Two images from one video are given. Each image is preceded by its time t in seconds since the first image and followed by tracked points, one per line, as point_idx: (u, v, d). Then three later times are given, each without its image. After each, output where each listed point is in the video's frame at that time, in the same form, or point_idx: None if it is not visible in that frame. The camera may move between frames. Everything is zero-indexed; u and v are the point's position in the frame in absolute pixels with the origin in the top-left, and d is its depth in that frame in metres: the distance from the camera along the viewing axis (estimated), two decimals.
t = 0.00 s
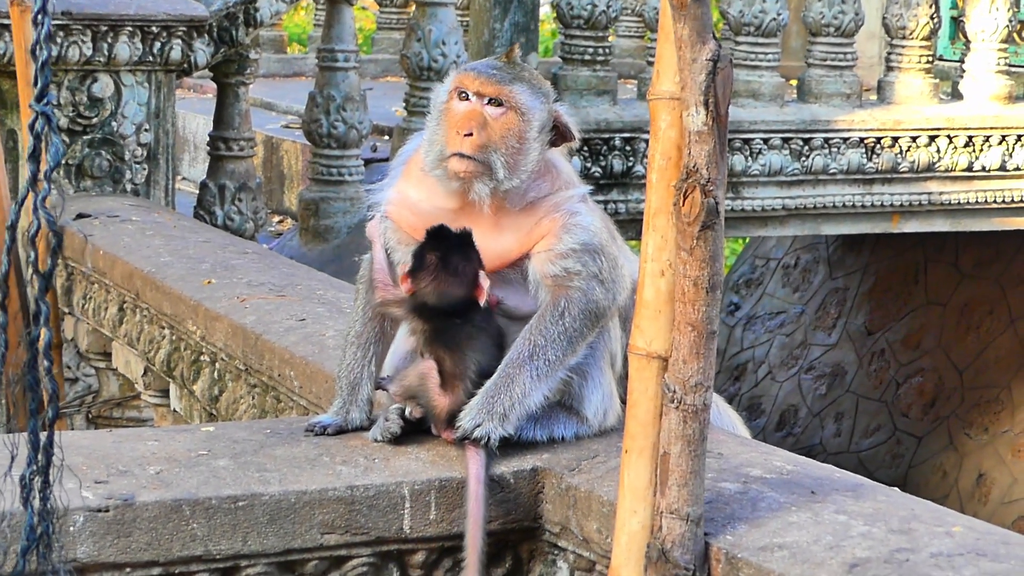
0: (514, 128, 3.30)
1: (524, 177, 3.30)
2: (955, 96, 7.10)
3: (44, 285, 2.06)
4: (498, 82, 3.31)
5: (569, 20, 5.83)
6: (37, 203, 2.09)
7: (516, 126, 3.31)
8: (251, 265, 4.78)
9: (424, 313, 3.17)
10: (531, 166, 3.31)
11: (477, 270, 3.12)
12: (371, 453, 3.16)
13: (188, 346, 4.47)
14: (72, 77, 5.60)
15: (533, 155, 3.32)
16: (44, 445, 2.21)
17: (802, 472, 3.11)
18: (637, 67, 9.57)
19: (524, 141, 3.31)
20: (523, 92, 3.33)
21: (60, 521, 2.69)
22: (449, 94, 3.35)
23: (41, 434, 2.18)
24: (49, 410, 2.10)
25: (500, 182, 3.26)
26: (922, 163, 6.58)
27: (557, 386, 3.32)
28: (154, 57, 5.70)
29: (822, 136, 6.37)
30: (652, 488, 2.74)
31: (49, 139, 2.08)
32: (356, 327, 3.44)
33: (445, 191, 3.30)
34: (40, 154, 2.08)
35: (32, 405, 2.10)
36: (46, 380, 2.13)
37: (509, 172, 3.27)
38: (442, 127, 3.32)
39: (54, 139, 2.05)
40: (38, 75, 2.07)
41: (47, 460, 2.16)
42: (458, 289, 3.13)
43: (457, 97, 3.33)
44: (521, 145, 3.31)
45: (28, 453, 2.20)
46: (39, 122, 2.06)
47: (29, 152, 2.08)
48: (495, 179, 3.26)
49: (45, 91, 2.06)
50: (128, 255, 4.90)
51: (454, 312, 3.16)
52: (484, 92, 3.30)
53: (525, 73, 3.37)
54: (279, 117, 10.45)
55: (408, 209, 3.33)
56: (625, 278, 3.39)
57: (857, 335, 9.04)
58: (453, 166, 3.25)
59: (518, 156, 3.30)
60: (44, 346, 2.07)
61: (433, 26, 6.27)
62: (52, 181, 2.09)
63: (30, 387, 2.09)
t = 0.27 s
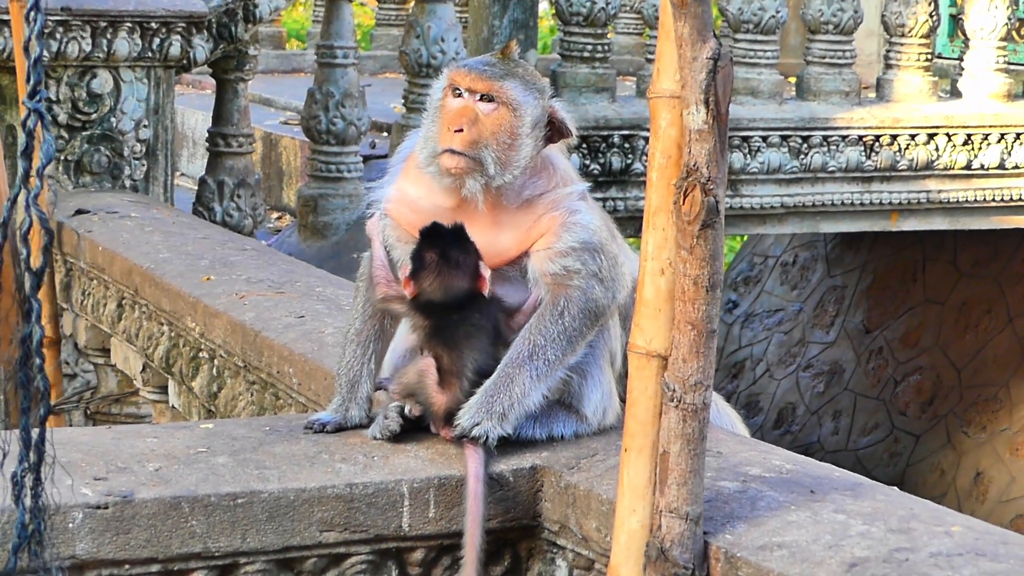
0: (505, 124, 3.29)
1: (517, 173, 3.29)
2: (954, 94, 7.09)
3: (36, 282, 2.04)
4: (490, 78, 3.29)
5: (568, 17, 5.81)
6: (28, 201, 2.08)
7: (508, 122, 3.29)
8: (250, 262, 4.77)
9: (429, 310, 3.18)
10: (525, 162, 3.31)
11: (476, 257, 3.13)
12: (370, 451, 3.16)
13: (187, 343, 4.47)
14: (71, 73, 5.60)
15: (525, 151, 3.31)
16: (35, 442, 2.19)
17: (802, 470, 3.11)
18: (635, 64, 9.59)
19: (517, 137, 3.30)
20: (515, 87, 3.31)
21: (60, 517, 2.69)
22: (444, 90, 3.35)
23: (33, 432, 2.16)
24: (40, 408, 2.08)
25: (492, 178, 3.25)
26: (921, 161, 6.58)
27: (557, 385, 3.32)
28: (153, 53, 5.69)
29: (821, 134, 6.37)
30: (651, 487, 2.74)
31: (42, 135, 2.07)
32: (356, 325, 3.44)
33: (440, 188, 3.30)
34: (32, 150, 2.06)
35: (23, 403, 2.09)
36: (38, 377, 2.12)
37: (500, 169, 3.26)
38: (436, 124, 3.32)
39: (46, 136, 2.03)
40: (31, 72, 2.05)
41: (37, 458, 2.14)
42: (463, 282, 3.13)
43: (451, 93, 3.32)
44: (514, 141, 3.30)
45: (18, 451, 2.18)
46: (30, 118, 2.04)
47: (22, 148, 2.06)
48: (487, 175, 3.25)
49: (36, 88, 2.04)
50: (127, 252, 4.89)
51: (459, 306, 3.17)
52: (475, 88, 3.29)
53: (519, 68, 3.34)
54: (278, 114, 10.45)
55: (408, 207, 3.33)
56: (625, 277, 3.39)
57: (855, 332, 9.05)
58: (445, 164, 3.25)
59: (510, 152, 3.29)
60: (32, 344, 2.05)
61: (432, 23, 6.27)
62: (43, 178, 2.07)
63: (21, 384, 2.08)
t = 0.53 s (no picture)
0: (493, 122, 3.31)
1: (504, 170, 3.29)
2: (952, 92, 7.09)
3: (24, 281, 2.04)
4: (477, 77, 3.32)
5: (567, 15, 5.81)
6: (17, 198, 2.08)
7: (496, 119, 3.31)
8: (248, 260, 4.77)
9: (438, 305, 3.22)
10: (516, 160, 3.32)
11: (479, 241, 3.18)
12: (368, 448, 3.16)
13: (185, 341, 4.47)
14: (69, 70, 5.60)
15: (514, 149, 3.32)
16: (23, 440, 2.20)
17: (799, 469, 3.11)
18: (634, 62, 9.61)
19: (504, 134, 3.31)
20: (502, 85, 3.33)
21: (56, 515, 2.69)
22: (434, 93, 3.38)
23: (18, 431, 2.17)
24: (25, 408, 2.09)
25: (478, 175, 3.26)
26: (919, 159, 6.59)
27: (555, 383, 3.32)
28: (151, 51, 5.69)
29: (819, 132, 6.37)
30: (649, 485, 2.74)
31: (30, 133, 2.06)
32: (354, 323, 3.44)
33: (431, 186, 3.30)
34: (21, 149, 2.05)
35: (10, 401, 2.09)
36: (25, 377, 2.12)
37: (487, 166, 3.27)
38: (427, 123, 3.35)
39: (36, 135, 2.02)
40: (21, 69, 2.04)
41: (23, 457, 2.14)
42: (472, 271, 3.18)
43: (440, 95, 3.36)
44: (502, 139, 3.31)
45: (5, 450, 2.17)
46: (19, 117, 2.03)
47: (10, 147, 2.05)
48: (473, 172, 3.26)
49: (26, 86, 2.03)
50: (125, 249, 4.89)
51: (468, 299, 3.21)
52: (463, 86, 3.32)
53: (508, 67, 3.37)
54: (276, 111, 10.45)
55: (405, 204, 3.32)
56: (624, 275, 3.39)
57: (853, 330, 9.05)
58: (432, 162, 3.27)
59: (497, 150, 3.30)
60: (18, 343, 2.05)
61: (430, 21, 6.27)
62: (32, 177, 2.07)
63: (8, 383, 2.08)
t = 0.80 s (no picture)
0: (483, 122, 3.31)
1: (494, 170, 3.29)
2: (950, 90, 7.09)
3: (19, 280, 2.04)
4: (467, 77, 3.32)
5: (566, 13, 5.80)
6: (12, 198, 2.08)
7: (486, 119, 3.31)
8: (246, 258, 4.77)
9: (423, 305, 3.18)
10: (508, 159, 3.32)
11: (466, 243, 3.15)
12: (365, 447, 3.16)
13: (183, 339, 4.47)
14: (67, 69, 5.60)
15: (506, 149, 3.32)
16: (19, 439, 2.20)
17: (796, 468, 3.11)
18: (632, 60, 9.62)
19: (495, 134, 3.31)
20: (493, 84, 3.33)
21: (53, 514, 2.68)
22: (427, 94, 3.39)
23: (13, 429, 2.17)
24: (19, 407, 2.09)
25: (468, 174, 3.26)
26: (917, 158, 6.59)
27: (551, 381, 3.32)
28: (150, 49, 5.68)
29: (818, 130, 6.37)
30: (646, 484, 2.74)
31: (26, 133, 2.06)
32: (351, 322, 3.42)
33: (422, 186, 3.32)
34: (17, 148, 2.05)
35: (5, 400, 2.10)
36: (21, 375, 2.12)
37: (477, 165, 3.27)
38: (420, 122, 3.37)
39: (31, 134, 2.02)
40: (17, 67, 2.04)
41: (18, 457, 2.14)
42: (456, 271, 3.14)
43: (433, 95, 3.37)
44: (492, 138, 3.31)
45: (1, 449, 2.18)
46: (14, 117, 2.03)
47: (6, 147, 2.05)
48: (462, 172, 3.26)
49: (22, 85, 2.03)
50: (122, 247, 4.89)
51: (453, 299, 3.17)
52: (454, 86, 3.33)
53: (501, 66, 3.37)
54: (274, 109, 10.45)
55: (400, 203, 3.33)
56: (621, 273, 3.39)
57: (851, 329, 9.05)
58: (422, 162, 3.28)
59: (487, 150, 3.30)
60: (14, 342, 2.05)
61: (428, 19, 6.27)
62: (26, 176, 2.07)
63: (2, 382, 2.08)
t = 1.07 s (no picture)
0: (479, 122, 3.31)
1: (490, 170, 3.29)
2: (947, 90, 7.10)
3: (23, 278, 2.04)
4: (462, 77, 3.32)
5: (563, 13, 5.81)
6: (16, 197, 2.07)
7: (482, 119, 3.32)
8: (244, 258, 4.77)
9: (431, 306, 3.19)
10: (505, 159, 3.32)
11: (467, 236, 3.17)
12: (363, 447, 3.16)
13: (181, 339, 4.47)
14: (65, 69, 5.58)
15: (502, 149, 3.32)
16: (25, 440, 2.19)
17: (794, 467, 3.12)
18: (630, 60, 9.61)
19: (490, 134, 3.32)
20: (489, 84, 3.33)
21: (52, 513, 2.68)
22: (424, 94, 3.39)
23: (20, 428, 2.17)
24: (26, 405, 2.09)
25: (464, 175, 3.26)
26: (915, 157, 6.59)
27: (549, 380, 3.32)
28: (146, 49, 5.68)
29: (815, 129, 6.37)
30: (644, 483, 2.74)
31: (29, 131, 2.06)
32: (349, 321, 3.42)
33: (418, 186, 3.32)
34: (20, 148, 2.05)
35: (12, 399, 2.09)
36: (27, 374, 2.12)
37: (472, 166, 3.27)
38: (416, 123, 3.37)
39: (35, 133, 2.02)
40: (20, 67, 2.04)
41: (25, 456, 2.14)
42: (465, 268, 3.15)
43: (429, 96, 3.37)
44: (488, 139, 3.31)
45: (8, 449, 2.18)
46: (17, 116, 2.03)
47: (10, 146, 2.05)
48: (458, 172, 3.26)
49: (24, 84, 2.03)
50: (120, 247, 4.89)
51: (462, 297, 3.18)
52: (449, 87, 3.33)
53: (497, 66, 3.37)
54: (272, 109, 10.45)
55: (398, 201, 3.33)
56: (619, 272, 3.39)
57: (849, 328, 9.06)
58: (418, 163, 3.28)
59: (484, 150, 3.30)
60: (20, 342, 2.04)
61: (426, 19, 6.27)
62: (30, 175, 2.07)
63: (8, 383, 2.07)
